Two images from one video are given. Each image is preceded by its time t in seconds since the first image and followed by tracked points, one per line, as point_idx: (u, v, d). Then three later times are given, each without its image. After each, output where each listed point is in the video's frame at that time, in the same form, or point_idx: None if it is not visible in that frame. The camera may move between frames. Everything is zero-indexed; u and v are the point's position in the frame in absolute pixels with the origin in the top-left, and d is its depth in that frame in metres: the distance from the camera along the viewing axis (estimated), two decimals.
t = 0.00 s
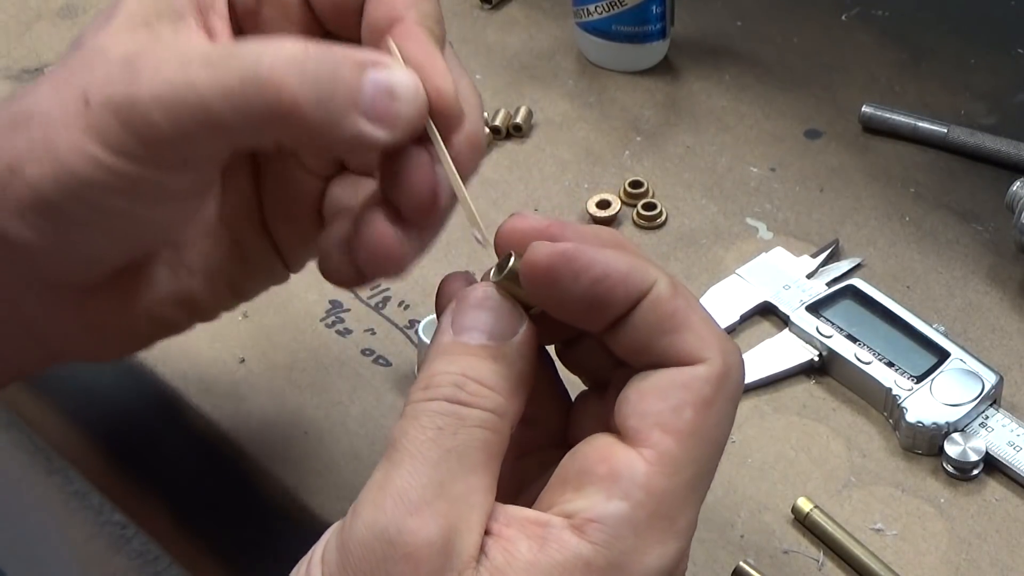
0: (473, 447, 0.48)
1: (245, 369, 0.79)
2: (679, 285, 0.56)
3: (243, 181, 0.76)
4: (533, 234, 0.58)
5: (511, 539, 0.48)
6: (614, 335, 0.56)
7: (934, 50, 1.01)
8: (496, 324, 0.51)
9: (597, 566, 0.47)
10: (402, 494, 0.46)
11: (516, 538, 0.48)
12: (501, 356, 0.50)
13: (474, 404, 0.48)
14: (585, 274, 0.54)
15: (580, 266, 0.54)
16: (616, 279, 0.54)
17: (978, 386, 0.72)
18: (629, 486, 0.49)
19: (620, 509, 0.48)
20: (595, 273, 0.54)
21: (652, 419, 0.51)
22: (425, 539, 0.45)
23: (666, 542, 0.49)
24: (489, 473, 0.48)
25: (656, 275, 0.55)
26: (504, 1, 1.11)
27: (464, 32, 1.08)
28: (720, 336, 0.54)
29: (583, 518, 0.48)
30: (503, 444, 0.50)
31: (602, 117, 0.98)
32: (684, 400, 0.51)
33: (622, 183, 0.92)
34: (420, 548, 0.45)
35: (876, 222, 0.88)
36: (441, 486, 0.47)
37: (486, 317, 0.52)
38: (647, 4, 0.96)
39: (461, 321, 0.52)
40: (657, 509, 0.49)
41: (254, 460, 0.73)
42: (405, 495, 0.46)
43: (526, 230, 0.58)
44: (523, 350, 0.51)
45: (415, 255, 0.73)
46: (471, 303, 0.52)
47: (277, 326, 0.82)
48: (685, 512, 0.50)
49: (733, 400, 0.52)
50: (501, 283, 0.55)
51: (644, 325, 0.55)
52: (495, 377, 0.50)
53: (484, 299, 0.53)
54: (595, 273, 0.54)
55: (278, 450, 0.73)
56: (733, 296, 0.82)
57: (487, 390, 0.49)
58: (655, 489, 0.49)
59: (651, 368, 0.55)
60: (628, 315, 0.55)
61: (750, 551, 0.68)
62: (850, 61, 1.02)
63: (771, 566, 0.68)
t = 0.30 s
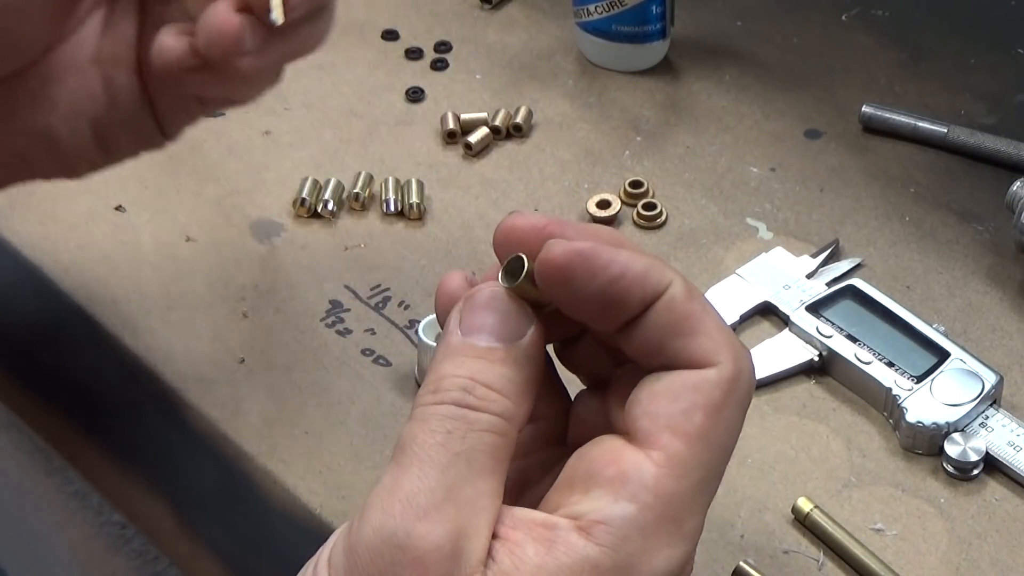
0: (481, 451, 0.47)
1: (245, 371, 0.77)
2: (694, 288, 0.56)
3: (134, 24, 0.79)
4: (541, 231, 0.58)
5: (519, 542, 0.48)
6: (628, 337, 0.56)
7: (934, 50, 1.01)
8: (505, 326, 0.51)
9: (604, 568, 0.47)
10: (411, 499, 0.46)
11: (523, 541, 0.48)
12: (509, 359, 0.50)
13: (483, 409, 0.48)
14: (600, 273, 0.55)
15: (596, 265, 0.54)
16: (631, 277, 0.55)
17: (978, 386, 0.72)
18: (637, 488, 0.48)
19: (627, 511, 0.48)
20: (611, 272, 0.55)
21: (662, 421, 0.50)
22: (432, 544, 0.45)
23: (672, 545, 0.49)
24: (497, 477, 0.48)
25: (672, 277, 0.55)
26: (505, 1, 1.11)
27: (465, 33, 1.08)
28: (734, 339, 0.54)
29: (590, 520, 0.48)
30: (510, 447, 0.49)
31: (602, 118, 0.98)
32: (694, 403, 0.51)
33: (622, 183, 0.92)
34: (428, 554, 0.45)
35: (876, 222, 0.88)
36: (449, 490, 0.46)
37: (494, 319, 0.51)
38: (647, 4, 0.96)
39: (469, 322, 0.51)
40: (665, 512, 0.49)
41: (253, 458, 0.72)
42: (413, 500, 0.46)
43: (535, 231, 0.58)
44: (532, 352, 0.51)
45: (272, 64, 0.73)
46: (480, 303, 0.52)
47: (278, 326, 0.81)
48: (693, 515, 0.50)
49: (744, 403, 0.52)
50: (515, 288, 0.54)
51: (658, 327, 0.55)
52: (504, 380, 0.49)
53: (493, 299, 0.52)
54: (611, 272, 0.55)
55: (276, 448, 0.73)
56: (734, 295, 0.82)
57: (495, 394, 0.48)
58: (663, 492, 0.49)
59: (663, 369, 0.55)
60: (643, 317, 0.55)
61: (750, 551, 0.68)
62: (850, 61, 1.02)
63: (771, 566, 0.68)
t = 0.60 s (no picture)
0: (482, 449, 0.47)
1: (245, 371, 0.77)
2: (703, 288, 0.56)
3: None
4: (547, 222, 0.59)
5: (521, 543, 0.48)
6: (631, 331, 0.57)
7: (934, 50, 1.02)
8: (506, 319, 0.50)
9: (606, 569, 0.47)
10: (410, 498, 0.46)
11: (526, 542, 0.48)
12: (510, 353, 0.49)
13: (484, 405, 0.47)
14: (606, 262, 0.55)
15: (604, 254, 0.55)
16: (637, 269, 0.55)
17: (978, 386, 0.72)
18: (640, 489, 0.49)
19: (630, 512, 0.48)
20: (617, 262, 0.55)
21: (666, 422, 0.51)
22: (431, 545, 0.45)
23: (674, 545, 0.49)
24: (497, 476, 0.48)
25: (679, 276, 0.55)
26: (505, 1, 1.11)
27: (464, 33, 1.08)
28: (739, 341, 0.54)
29: (593, 521, 0.48)
30: (509, 444, 0.49)
31: (602, 118, 0.98)
32: (698, 404, 0.51)
33: (621, 183, 0.92)
34: (427, 556, 0.45)
35: (876, 222, 0.88)
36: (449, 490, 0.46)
37: (496, 312, 0.50)
38: (647, 4, 0.96)
39: (471, 315, 0.50)
40: (668, 513, 0.49)
41: (253, 458, 0.72)
42: (413, 500, 0.46)
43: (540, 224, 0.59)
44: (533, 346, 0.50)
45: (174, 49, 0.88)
46: (482, 297, 0.51)
47: (278, 326, 0.80)
48: (695, 516, 0.50)
49: (747, 405, 0.52)
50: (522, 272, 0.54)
51: (663, 325, 0.55)
52: (505, 375, 0.48)
53: (494, 291, 0.51)
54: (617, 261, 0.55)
55: (277, 448, 0.72)
56: (734, 295, 0.82)
57: (496, 390, 0.48)
58: (666, 493, 0.49)
59: (666, 368, 0.56)
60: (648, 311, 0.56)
61: (750, 551, 0.68)
62: (850, 61, 1.02)
63: (771, 566, 0.68)
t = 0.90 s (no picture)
0: (464, 442, 0.46)
1: (245, 371, 0.77)
2: (689, 284, 0.56)
3: None
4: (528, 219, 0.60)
5: (515, 541, 0.47)
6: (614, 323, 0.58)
7: (934, 50, 1.02)
8: (485, 306, 0.49)
9: (599, 569, 0.47)
10: (395, 497, 0.45)
11: (519, 541, 0.47)
12: (491, 339, 0.48)
13: (461, 395, 0.46)
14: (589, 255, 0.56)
15: (588, 246, 0.56)
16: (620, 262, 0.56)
17: (978, 386, 0.72)
18: (631, 489, 0.49)
19: (621, 512, 0.48)
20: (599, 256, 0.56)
21: (655, 421, 0.51)
22: (418, 543, 0.45)
23: (668, 546, 0.49)
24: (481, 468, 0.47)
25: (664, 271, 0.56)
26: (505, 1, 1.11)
27: (465, 33, 1.08)
28: (725, 337, 0.54)
29: (585, 521, 0.48)
30: (493, 433, 0.48)
31: (602, 118, 0.98)
32: (686, 402, 0.51)
33: (622, 183, 0.92)
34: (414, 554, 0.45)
35: (876, 222, 0.88)
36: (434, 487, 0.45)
37: (472, 298, 0.50)
38: (647, 4, 0.96)
39: (450, 304, 0.50)
40: (660, 512, 0.49)
41: (253, 458, 0.72)
42: (396, 500, 0.45)
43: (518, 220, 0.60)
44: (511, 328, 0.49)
45: None
46: (461, 284, 0.50)
47: (278, 325, 0.80)
48: (688, 514, 0.50)
49: (737, 402, 0.52)
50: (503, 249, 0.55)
51: (649, 318, 0.55)
52: (485, 362, 0.48)
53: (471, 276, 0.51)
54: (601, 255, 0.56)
55: (276, 448, 0.72)
56: (734, 296, 0.82)
57: (474, 378, 0.47)
58: (659, 493, 0.49)
59: (654, 365, 0.56)
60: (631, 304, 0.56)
61: (750, 551, 0.68)
62: (850, 61, 1.02)
63: (771, 566, 0.68)
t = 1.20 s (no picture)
0: (456, 443, 0.47)
1: (245, 370, 0.77)
2: (640, 254, 0.54)
3: None
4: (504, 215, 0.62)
5: (481, 535, 0.47)
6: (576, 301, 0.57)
7: (934, 50, 1.01)
8: (496, 307, 0.49)
9: (557, 567, 0.46)
10: (372, 487, 0.45)
11: (483, 534, 0.47)
12: (501, 344, 0.48)
13: (462, 398, 0.47)
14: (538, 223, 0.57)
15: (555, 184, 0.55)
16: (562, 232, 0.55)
17: (978, 386, 0.72)
18: (584, 485, 0.47)
19: (579, 512, 0.47)
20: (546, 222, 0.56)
21: (599, 413, 0.49)
22: (392, 532, 0.45)
23: (629, 541, 0.48)
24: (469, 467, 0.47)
25: (610, 240, 0.54)
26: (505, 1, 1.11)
27: (465, 33, 1.08)
28: (664, 313, 0.52)
29: (544, 519, 0.47)
30: (488, 435, 0.48)
31: (602, 118, 0.98)
32: (626, 387, 0.50)
33: (622, 183, 0.92)
34: (383, 541, 0.45)
35: (876, 222, 0.88)
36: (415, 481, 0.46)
37: (488, 297, 0.49)
38: (647, 4, 0.96)
39: (466, 302, 0.49)
40: (615, 505, 0.47)
41: (253, 457, 0.72)
42: (377, 489, 0.45)
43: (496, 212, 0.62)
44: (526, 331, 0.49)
45: None
46: (476, 285, 0.50)
47: (278, 325, 0.80)
48: (646, 505, 0.48)
49: (673, 378, 0.51)
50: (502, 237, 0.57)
51: (586, 289, 0.54)
52: (489, 367, 0.48)
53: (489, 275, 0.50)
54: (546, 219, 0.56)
55: (276, 447, 0.72)
56: (734, 295, 0.82)
57: (477, 383, 0.47)
58: (612, 486, 0.48)
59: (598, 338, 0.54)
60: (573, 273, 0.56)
61: (750, 551, 0.68)
62: (850, 61, 1.02)
63: (772, 566, 0.68)
